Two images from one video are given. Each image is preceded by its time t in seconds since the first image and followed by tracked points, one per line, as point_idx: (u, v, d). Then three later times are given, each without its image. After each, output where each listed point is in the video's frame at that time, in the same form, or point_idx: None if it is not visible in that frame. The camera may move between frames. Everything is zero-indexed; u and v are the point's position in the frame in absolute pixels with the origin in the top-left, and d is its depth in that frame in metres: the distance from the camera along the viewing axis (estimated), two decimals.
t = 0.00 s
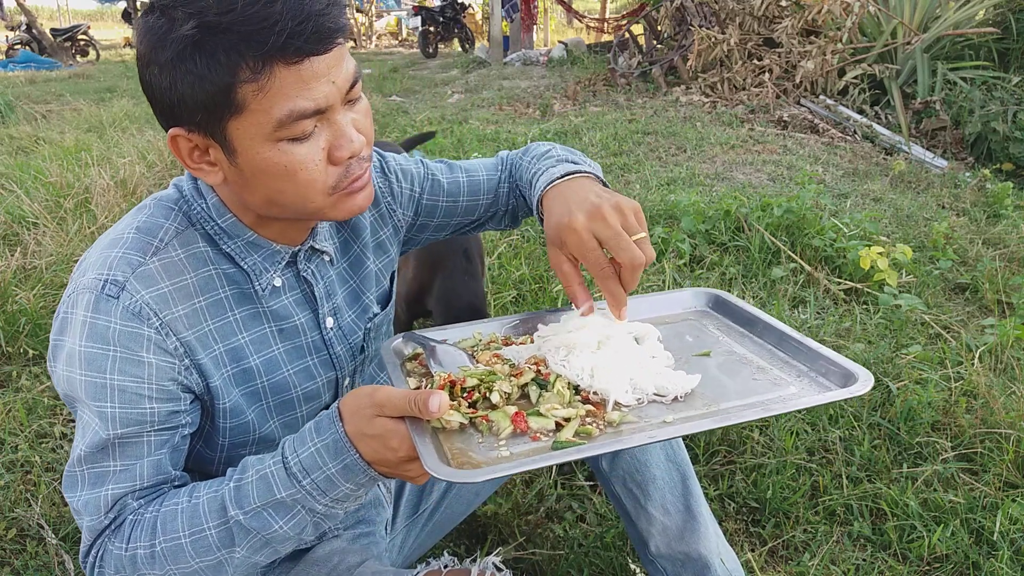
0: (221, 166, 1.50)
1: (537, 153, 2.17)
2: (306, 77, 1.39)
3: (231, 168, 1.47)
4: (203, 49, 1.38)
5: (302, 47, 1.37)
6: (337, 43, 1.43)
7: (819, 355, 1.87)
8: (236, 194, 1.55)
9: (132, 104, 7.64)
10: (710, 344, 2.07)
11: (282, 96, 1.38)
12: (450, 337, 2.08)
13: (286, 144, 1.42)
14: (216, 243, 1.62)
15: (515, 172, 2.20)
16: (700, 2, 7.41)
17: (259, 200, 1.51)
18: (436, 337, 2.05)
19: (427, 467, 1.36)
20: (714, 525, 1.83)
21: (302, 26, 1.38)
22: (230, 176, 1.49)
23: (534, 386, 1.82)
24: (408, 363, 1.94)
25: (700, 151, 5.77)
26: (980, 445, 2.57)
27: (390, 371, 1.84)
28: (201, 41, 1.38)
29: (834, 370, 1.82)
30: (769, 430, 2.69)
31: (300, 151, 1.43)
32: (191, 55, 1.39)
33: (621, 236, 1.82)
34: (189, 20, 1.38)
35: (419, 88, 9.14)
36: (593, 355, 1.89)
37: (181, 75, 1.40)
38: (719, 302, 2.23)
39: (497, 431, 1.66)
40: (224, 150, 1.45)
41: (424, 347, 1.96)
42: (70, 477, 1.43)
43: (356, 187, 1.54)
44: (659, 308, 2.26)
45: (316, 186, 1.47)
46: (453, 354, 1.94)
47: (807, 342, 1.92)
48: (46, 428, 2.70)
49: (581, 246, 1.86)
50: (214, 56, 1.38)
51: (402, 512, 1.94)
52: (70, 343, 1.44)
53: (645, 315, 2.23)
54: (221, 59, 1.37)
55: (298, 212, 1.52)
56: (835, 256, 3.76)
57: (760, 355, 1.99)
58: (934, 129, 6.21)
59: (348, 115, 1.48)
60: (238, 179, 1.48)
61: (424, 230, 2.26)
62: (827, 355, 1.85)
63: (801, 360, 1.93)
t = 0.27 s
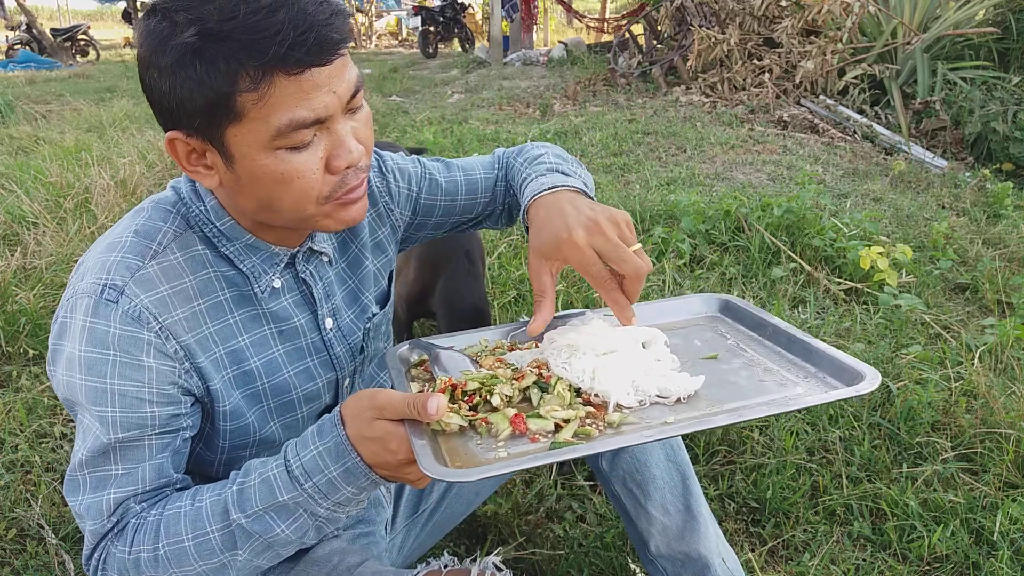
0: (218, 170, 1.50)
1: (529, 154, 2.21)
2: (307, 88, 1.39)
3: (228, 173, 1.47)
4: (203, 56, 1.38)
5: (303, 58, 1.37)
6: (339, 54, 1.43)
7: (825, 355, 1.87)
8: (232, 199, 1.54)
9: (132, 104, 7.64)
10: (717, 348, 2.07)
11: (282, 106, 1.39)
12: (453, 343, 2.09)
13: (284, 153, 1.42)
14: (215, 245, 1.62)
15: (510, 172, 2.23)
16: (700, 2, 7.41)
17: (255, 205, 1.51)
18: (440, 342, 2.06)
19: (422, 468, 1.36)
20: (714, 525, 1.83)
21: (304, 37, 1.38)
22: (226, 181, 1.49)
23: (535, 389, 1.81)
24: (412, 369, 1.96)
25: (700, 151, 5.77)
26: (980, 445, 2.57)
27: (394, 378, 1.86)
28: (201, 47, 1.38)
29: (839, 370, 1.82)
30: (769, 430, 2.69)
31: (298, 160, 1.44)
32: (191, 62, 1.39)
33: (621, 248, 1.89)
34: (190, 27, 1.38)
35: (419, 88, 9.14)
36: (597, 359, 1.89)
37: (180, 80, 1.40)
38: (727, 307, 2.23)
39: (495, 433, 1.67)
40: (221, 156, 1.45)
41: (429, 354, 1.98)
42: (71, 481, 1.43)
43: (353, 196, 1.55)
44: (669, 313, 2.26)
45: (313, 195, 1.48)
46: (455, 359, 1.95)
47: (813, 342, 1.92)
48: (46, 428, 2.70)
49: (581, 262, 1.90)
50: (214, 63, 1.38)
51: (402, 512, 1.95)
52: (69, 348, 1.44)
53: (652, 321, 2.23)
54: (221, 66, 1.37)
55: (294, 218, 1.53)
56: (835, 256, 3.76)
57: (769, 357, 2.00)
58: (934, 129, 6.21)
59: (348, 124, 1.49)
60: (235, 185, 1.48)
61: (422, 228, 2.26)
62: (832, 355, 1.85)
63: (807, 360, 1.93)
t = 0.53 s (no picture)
0: (216, 171, 1.50)
1: (534, 159, 2.18)
2: (309, 95, 1.39)
3: (226, 175, 1.47)
4: (207, 59, 1.38)
5: (308, 67, 1.38)
6: (343, 63, 1.44)
7: (825, 360, 1.86)
8: (230, 200, 1.54)
9: (132, 104, 7.64)
10: (715, 351, 2.06)
11: (283, 112, 1.39)
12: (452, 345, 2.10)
13: (284, 158, 1.42)
14: (209, 245, 1.62)
15: (510, 175, 2.22)
16: (700, 2, 7.41)
17: (253, 208, 1.51)
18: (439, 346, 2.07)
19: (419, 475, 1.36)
20: (714, 525, 1.83)
21: (309, 45, 1.38)
22: (224, 182, 1.49)
23: (532, 394, 1.82)
24: (410, 372, 1.97)
25: (700, 151, 5.77)
26: (980, 445, 2.57)
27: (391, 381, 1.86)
28: (205, 51, 1.38)
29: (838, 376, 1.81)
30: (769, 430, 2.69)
31: (297, 165, 1.44)
32: (195, 65, 1.38)
33: (640, 267, 1.86)
34: (195, 30, 1.38)
35: (419, 88, 9.14)
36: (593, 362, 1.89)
37: (182, 82, 1.40)
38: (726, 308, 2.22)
39: (492, 438, 1.66)
40: (220, 158, 1.45)
41: (426, 356, 1.99)
42: (65, 480, 1.43)
43: (351, 201, 1.55)
44: (665, 315, 2.25)
45: (310, 200, 1.48)
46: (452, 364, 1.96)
47: (812, 347, 1.91)
48: (46, 428, 2.70)
49: (601, 263, 1.85)
50: (218, 67, 1.38)
51: (402, 512, 1.95)
52: (64, 347, 1.44)
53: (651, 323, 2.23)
54: (225, 71, 1.37)
55: (291, 222, 1.53)
56: (835, 256, 3.76)
57: (765, 361, 1.99)
58: (934, 129, 6.21)
59: (348, 130, 1.49)
60: (233, 187, 1.48)
61: (420, 230, 2.24)
62: (831, 361, 1.84)
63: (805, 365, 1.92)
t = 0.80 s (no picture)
0: (219, 173, 1.50)
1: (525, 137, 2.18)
2: (314, 97, 1.39)
3: (230, 177, 1.47)
4: (213, 62, 1.37)
5: (315, 70, 1.38)
6: (348, 65, 1.44)
7: (833, 366, 1.86)
8: (232, 201, 1.54)
9: (133, 104, 7.64)
10: (724, 356, 2.06)
11: (289, 114, 1.39)
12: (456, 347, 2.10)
13: (289, 160, 1.43)
14: (211, 244, 1.62)
15: (507, 163, 2.21)
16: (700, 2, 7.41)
17: (257, 209, 1.51)
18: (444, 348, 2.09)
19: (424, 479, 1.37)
20: (714, 525, 1.83)
21: (314, 47, 1.38)
22: (228, 184, 1.49)
23: (538, 398, 1.83)
24: (415, 375, 1.98)
25: (700, 151, 5.77)
26: (980, 445, 2.57)
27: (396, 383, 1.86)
28: (211, 55, 1.37)
29: (848, 381, 1.81)
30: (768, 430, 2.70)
31: (302, 166, 1.44)
32: (201, 69, 1.37)
33: (619, 153, 1.89)
34: (200, 34, 1.37)
35: (419, 88, 9.15)
36: (601, 365, 1.88)
37: (187, 85, 1.39)
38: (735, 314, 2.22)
39: (497, 442, 1.66)
40: (225, 160, 1.45)
41: (433, 359, 2.01)
42: (68, 481, 1.43)
43: (354, 200, 1.55)
44: (676, 321, 2.25)
45: (315, 200, 1.48)
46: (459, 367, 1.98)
47: (822, 352, 1.91)
48: (46, 428, 2.70)
49: (581, 140, 1.90)
50: (225, 70, 1.37)
51: (402, 512, 1.95)
52: (66, 348, 1.44)
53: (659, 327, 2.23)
54: (231, 74, 1.36)
55: (295, 222, 1.53)
56: (835, 256, 3.76)
57: (777, 367, 1.98)
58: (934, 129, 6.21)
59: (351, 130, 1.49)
60: (237, 188, 1.48)
61: (419, 225, 2.26)
62: (841, 366, 1.84)
63: (814, 370, 1.92)
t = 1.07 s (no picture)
0: (217, 170, 1.49)
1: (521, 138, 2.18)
2: (315, 98, 1.39)
3: (228, 174, 1.47)
4: (217, 61, 1.37)
5: (318, 71, 1.38)
6: (349, 66, 1.44)
7: (829, 356, 1.86)
8: (230, 198, 1.54)
9: (133, 104, 7.65)
10: (721, 348, 2.06)
11: (290, 114, 1.39)
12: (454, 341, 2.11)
13: (288, 159, 1.43)
14: (208, 241, 1.62)
15: (502, 161, 2.22)
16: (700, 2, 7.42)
17: (255, 206, 1.51)
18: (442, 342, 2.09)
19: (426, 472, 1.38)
20: (714, 525, 1.83)
21: (318, 48, 1.38)
22: (226, 181, 1.49)
23: (538, 391, 1.85)
24: (414, 370, 1.98)
25: (700, 151, 5.78)
26: (980, 445, 2.57)
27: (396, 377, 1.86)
28: (216, 53, 1.37)
29: (843, 371, 1.81)
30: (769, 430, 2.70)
31: (301, 166, 1.44)
32: (205, 66, 1.37)
33: (589, 229, 1.82)
34: (205, 33, 1.37)
35: (419, 88, 9.15)
36: (599, 358, 1.90)
37: (189, 82, 1.39)
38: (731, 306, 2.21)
39: (497, 435, 1.67)
40: (224, 157, 1.44)
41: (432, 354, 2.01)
42: (68, 478, 1.43)
43: (351, 200, 1.56)
44: (672, 312, 2.25)
45: (313, 199, 1.49)
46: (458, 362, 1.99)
47: (817, 343, 1.92)
48: (46, 428, 2.70)
49: (553, 210, 1.82)
50: (228, 68, 1.37)
51: (402, 511, 1.95)
52: (64, 344, 1.44)
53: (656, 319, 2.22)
54: (234, 72, 1.36)
55: (292, 220, 1.54)
56: (835, 256, 3.76)
57: (772, 358, 1.99)
58: (934, 129, 6.21)
59: (350, 130, 1.49)
60: (235, 186, 1.48)
61: (415, 223, 2.26)
62: (835, 356, 1.85)
63: (810, 361, 1.93)
